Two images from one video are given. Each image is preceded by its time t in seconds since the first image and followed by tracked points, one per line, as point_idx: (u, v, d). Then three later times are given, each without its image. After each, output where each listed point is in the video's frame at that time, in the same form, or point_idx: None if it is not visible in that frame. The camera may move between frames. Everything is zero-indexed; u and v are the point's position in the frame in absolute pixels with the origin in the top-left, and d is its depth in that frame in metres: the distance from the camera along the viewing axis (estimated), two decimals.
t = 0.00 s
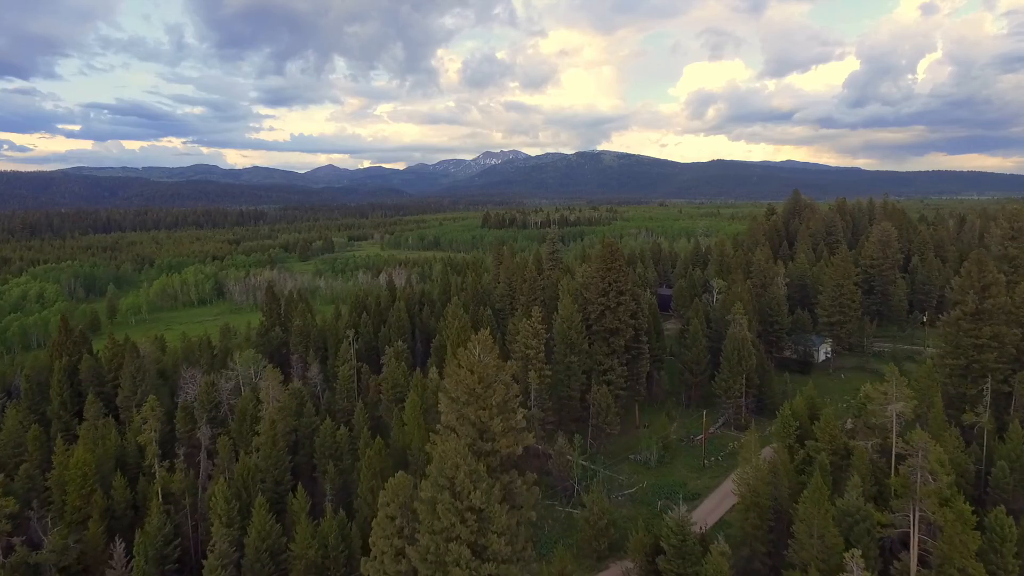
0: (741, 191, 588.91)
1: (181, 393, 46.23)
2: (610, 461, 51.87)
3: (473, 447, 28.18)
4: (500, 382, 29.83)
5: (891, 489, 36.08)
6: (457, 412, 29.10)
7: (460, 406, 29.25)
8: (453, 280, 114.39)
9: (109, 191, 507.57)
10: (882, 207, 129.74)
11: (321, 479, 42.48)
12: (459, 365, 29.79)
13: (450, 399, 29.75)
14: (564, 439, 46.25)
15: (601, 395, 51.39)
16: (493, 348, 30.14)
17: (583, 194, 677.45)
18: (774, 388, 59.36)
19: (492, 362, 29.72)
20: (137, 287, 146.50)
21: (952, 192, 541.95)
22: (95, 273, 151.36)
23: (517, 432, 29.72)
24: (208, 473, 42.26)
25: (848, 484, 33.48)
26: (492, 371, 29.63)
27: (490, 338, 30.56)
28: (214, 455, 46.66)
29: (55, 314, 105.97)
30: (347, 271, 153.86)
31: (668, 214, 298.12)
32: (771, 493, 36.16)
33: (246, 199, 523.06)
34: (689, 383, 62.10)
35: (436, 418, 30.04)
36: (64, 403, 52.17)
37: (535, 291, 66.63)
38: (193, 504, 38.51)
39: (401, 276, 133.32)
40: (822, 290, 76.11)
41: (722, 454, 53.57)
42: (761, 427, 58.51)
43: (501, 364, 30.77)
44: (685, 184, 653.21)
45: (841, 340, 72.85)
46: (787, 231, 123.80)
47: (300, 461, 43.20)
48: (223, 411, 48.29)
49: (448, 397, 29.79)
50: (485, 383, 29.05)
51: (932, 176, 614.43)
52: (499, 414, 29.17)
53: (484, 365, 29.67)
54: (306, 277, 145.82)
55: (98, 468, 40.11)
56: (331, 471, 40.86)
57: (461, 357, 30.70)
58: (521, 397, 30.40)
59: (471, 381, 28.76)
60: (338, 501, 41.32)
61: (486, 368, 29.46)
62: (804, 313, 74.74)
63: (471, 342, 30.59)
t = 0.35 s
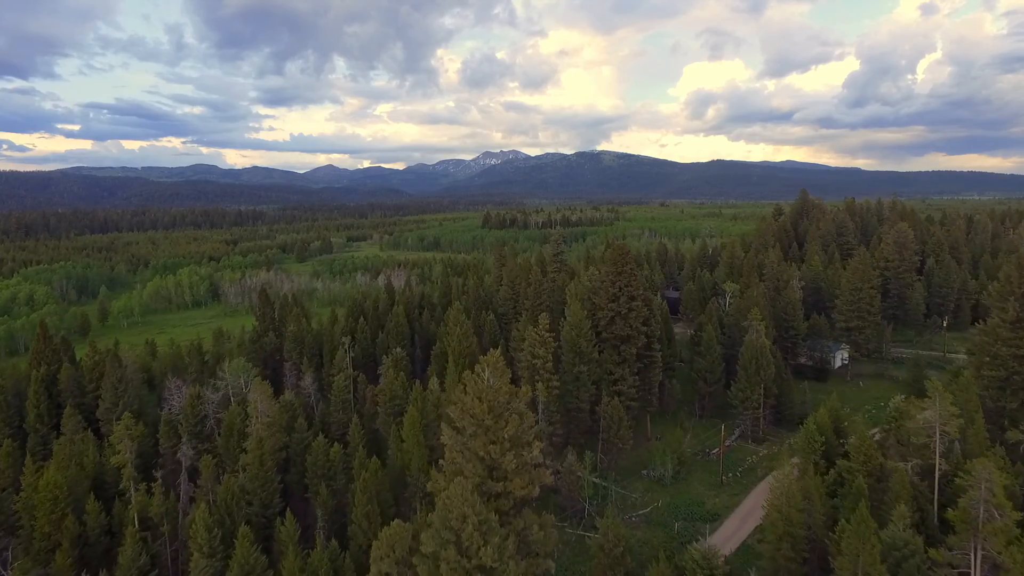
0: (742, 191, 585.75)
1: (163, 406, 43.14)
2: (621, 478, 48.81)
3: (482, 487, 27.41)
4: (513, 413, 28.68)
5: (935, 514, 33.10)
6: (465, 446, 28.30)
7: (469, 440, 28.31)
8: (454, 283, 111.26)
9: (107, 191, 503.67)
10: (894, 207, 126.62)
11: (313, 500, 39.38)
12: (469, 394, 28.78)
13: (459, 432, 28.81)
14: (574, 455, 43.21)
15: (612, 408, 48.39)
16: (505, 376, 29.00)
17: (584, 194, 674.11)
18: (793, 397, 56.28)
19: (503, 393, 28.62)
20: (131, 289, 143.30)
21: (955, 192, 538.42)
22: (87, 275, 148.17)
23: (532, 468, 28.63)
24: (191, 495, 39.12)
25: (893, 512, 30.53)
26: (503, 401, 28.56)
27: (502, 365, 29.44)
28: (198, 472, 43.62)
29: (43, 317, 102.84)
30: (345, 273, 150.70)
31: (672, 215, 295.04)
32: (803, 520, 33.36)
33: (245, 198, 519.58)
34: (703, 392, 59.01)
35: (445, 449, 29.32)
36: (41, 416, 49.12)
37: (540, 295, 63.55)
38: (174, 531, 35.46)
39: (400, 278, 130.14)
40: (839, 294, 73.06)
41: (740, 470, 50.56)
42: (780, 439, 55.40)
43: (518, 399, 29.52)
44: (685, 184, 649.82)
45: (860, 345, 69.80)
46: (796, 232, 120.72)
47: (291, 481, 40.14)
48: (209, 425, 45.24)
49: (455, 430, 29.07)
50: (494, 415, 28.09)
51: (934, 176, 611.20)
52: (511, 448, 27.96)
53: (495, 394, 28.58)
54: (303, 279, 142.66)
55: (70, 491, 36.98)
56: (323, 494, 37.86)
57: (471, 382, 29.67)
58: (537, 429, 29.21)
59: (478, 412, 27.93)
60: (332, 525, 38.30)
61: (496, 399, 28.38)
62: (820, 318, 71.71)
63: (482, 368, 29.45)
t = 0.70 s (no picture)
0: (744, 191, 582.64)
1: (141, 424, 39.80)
2: (635, 499, 45.42)
3: (498, 551, 24.14)
4: (533, 460, 25.15)
5: (993, 550, 30.15)
6: (478, 499, 24.96)
7: (483, 492, 24.87)
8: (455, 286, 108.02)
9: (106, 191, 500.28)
10: (906, 207, 123.35)
11: (302, 529, 36.06)
12: (481, 438, 25.26)
13: (471, 485, 25.35)
14: (586, 477, 39.85)
15: (628, 423, 44.96)
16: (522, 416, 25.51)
17: (585, 194, 670.80)
18: (816, 409, 52.94)
19: (521, 436, 25.15)
20: (124, 291, 140.04)
21: (958, 192, 535.61)
22: (79, 277, 144.87)
23: (554, 523, 25.32)
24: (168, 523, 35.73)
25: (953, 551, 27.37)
26: (521, 447, 25.09)
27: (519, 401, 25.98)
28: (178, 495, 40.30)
29: (31, 320, 99.59)
30: (343, 274, 147.45)
31: (675, 215, 292.00)
32: (848, 557, 30.21)
33: (244, 198, 516.22)
34: (720, 402, 55.67)
35: (453, 499, 25.96)
36: (12, 432, 45.79)
37: (547, 299, 60.16)
38: (148, 566, 32.10)
39: (399, 279, 126.83)
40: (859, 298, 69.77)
41: (762, 490, 47.23)
42: (803, 454, 51.98)
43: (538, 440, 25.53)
44: (686, 184, 646.44)
45: (883, 352, 66.25)
46: (806, 233, 117.49)
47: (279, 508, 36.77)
48: (192, 444, 41.93)
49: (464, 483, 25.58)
50: (511, 464, 24.64)
51: (937, 176, 608.47)
52: (530, 503, 24.49)
53: (512, 436, 25.07)
54: (300, 281, 139.29)
55: (33, 520, 33.57)
56: (315, 524, 34.54)
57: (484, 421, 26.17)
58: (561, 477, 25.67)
59: (493, 463, 24.18)
60: (324, 558, 34.99)
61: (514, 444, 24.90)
62: (840, 323, 68.32)
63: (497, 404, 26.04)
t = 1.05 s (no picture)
0: (745, 191, 579.61)
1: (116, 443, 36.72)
2: (651, 520, 42.44)
3: None
4: (560, 526, 22.07)
5: None
6: (495, 570, 21.81)
7: (500, 564, 21.78)
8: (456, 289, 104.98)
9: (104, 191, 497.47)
10: (918, 208, 120.29)
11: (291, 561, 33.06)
12: (500, 498, 22.22)
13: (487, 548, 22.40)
14: (601, 500, 36.81)
15: (644, 440, 41.80)
16: (548, 470, 22.31)
17: (586, 194, 667.50)
18: (840, 422, 49.97)
19: (547, 494, 22.06)
20: (117, 293, 136.91)
21: (961, 192, 532.52)
22: (72, 278, 141.78)
23: None
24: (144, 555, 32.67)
25: None
26: (546, 507, 22.17)
27: (544, 451, 22.69)
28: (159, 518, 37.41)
29: (18, 324, 96.51)
30: (342, 276, 144.51)
31: (678, 215, 288.78)
32: None
33: (242, 198, 513.10)
34: (737, 414, 52.68)
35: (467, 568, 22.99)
36: None
37: (555, 304, 57.14)
38: None
39: (398, 281, 123.90)
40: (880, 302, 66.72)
41: (787, 509, 44.17)
42: (827, 471, 48.96)
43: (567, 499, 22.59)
44: (687, 184, 643.67)
45: (906, 360, 63.20)
46: (817, 234, 114.50)
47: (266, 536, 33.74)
48: (173, 463, 38.89)
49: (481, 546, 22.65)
50: (534, 528, 21.78)
51: (939, 176, 605.60)
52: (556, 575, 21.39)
53: (534, 497, 22.02)
54: (298, 282, 136.20)
55: None
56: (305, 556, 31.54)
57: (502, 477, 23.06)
58: (595, 545, 22.33)
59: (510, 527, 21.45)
60: None
61: (537, 503, 21.99)
62: (859, 329, 65.30)
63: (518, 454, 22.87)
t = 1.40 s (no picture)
0: (747, 191, 576.55)
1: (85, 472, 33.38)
2: (672, 550, 39.07)
3: None
4: None
5: None
6: None
7: None
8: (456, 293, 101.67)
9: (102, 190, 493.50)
10: (931, 209, 117.20)
11: None
12: None
13: None
14: (621, 534, 33.41)
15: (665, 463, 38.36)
16: None
17: (586, 194, 664.15)
18: (870, 439, 46.63)
19: None
20: (108, 297, 133.59)
21: (964, 192, 529.75)
22: (63, 281, 138.41)
23: None
24: None
25: None
26: None
27: (588, 553, 21.88)
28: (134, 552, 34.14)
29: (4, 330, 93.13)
30: (340, 278, 141.19)
31: (681, 215, 285.84)
32: None
33: (241, 198, 509.40)
34: (759, 430, 49.35)
35: None
36: None
37: (563, 312, 53.71)
38: None
39: (398, 284, 120.69)
40: (903, 309, 63.39)
41: (816, 536, 40.83)
42: (857, 492, 45.62)
43: None
44: (688, 184, 640.42)
45: (933, 370, 59.85)
46: (828, 236, 111.29)
47: None
48: (149, 491, 35.54)
49: None
50: None
51: (941, 176, 603.09)
52: None
53: None
54: (295, 285, 132.88)
55: None
56: None
57: None
58: None
59: None
60: None
61: None
62: (883, 336, 61.94)
63: (561, 559, 22.28)
